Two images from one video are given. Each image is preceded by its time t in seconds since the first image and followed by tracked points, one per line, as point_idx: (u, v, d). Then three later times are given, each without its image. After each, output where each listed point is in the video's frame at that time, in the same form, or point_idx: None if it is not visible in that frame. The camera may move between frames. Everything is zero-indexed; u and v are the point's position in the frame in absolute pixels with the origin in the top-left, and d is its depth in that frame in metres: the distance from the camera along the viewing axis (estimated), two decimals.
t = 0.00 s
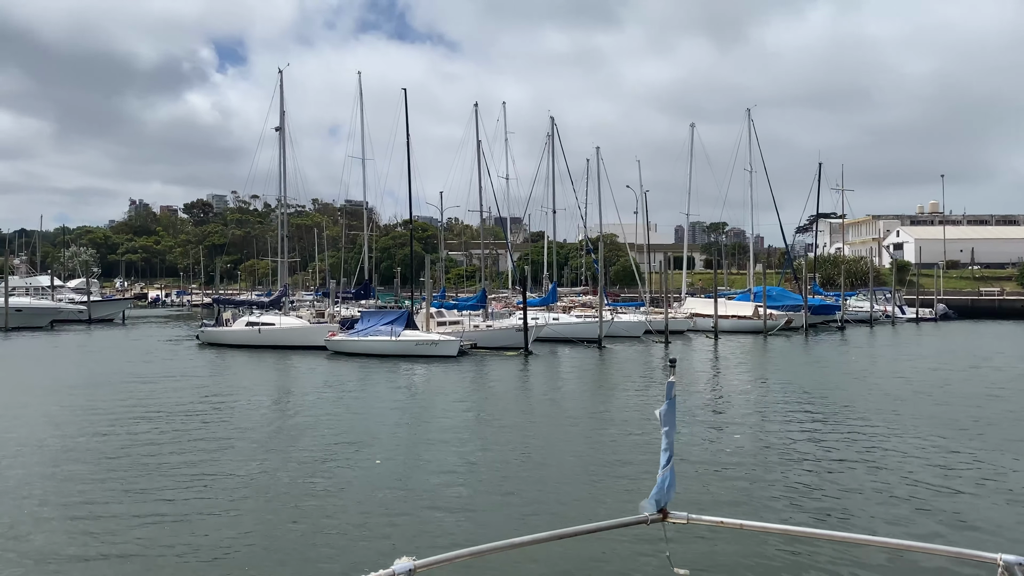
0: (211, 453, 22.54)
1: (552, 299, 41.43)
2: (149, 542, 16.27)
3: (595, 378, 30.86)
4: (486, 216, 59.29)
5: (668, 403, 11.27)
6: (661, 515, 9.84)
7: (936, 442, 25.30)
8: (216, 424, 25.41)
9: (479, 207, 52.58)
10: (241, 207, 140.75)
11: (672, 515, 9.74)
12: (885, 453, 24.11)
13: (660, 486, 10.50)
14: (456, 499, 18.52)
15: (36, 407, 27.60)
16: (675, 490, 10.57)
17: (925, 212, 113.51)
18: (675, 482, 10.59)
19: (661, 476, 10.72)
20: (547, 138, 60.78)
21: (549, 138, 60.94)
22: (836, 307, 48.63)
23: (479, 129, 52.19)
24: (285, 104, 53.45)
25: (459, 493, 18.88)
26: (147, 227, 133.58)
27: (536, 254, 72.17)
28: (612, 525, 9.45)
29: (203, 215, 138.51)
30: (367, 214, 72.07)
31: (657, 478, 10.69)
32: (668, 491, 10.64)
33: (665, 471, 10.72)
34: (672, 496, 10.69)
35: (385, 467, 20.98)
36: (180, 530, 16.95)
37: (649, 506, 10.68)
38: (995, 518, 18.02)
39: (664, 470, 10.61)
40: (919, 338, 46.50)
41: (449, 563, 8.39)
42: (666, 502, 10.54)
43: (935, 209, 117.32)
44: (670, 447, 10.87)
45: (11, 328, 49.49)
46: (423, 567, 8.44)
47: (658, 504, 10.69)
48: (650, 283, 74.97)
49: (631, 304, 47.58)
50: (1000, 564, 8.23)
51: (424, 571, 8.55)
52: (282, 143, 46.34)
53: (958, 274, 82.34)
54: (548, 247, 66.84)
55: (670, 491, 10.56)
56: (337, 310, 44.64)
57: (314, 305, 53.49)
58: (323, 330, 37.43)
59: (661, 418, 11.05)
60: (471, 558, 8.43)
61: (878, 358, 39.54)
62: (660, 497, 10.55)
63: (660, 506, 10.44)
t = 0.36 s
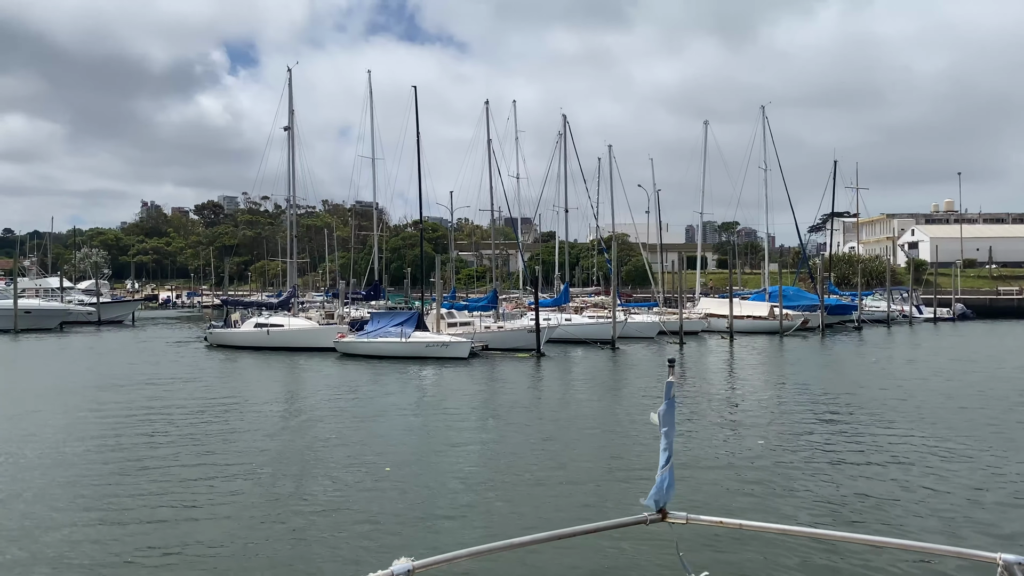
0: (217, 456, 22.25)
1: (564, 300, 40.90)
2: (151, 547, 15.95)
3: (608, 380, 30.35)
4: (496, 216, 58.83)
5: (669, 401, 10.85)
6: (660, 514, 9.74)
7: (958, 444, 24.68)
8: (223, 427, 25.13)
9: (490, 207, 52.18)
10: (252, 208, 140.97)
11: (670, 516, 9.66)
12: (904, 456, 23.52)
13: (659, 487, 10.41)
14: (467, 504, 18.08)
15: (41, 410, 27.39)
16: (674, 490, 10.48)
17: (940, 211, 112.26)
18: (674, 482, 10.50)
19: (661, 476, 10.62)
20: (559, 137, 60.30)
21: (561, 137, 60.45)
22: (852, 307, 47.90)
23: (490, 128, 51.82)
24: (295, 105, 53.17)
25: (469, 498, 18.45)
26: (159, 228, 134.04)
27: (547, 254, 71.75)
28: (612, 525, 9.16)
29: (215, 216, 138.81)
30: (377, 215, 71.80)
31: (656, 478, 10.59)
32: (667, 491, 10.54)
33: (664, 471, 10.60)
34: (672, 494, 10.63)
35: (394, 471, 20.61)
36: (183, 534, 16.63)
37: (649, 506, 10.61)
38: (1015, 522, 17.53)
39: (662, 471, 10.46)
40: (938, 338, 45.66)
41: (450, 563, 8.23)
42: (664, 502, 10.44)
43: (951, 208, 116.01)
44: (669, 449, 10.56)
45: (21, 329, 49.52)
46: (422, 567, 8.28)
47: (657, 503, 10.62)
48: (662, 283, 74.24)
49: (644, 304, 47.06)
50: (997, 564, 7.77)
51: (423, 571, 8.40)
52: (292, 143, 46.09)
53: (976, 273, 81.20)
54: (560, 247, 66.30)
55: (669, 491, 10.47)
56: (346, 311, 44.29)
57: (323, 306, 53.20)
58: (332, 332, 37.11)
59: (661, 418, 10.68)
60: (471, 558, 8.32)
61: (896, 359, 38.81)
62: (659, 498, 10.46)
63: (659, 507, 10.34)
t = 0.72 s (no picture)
0: (222, 458, 21.97)
1: (576, 300, 40.41)
2: (152, 550, 15.67)
3: (620, 381, 29.93)
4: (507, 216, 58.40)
5: (669, 402, 10.96)
6: (661, 513, 9.86)
7: (979, 446, 24.17)
8: (229, 428, 24.85)
9: (501, 207, 51.72)
10: (263, 208, 141.08)
11: (672, 515, 9.77)
12: (924, 458, 22.95)
13: (661, 487, 10.53)
14: (476, 509, 17.61)
15: (46, 412, 27.18)
16: (675, 490, 10.57)
17: (955, 210, 111.02)
18: (675, 483, 10.60)
19: (662, 476, 10.74)
20: (570, 136, 59.81)
21: (572, 136, 59.95)
22: (869, 307, 47.13)
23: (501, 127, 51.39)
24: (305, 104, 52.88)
25: (479, 503, 18.02)
26: (170, 229, 134.40)
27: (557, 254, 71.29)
28: (613, 525, 9.22)
29: (225, 217, 139.05)
30: (386, 215, 71.49)
31: (658, 478, 10.73)
32: (669, 491, 10.66)
33: (665, 472, 10.73)
34: (672, 495, 10.73)
35: (401, 474, 20.22)
36: (185, 538, 16.32)
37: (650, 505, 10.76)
38: None
39: (664, 470, 10.62)
40: (956, 338, 44.93)
41: (450, 562, 8.31)
42: (666, 502, 10.57)
43: (966, 207, 114.66)
44: (670, 448, 10.70)
45: (31, 331, 49.52)
46: (424, 568, 8.32)
47: (659, 502, 10.74)
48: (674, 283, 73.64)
49: (657, 304, 46.47)
50: (1000, 564, 7.65)
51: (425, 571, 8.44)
52: (301, 143, 45.84)
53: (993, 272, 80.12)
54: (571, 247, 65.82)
55: (670, 491, 10.57)
56: (356, 311, 43.99)
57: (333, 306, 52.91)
58: (342, 332, 36.82)
59: (662, 419, 10.77)
60: (472, 558, 8.39)
61: (914, 359, 38.18)
62: (661, 497, 10.60)
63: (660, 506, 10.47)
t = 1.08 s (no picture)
0: (227, 460, 21.69)
1: (587, 301, 39.95)
2: (152, 553, 15.45)
3: (632, 383, 29.56)
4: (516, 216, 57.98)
5: (671, 401, 10.82)
6: (662, 515, 9.78)
7: (994, 446, 23.83)
8: (237, 430, 24.64)
9: (510, 206, 51.35)
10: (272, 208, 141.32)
11: (672, 515, 9.72)
12: (942, 460, 22.46)
13: (661, 486, 10.44)
14: (484, 513, 17.22)
15: (49, 414, 26.96)
16: (675, 490, 10.48)
17: (969, 209, 109.78)
18: (676, 483, 10.51)
19: (663, 477, 10.63)
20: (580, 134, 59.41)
21: (582, 135, 59.52)
22: (883, 307, 46.51)
23: (510, 125, 51.01)
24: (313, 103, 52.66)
25: (488, 506, 17.62)
26: (179, 230, 134.66)
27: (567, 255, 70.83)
28: (614, 525, 9.15)
29: (235, 217, 139.22)
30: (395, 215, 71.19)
31: (658, 478, 10.62)
32: (669, 491, 10.56)
33: (666, 471, 10.64)
34: (674, 494, 10.65)
35: (408, 476, 19.93)
36: (185, 543, 15.97)
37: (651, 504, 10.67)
38: None
39: (664, 470, 10.51)
40: (973, 339, 44.26)
41: (450, 563, 8.29)
42: (667, 503, 10.49)
43: (980, 206, 113.37)
44: (670, 448, 10.58)
45: (39, 331, 49.48)
46: (424, 567, 8.30)
47: (660, 502, 10.65)
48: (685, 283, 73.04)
49: (668, 305, 45.96)
50: (1000, 563, 7.65)
51: (426, 571, 8.41)
52: (309, 143, 45.63)
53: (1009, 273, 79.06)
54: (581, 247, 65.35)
55: (671, 491, 10.48)
56: (364, 312, 43.72)
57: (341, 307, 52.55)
58: (350, 333, 36.55)
59: (663, 419, 10.65)
60: (473, 559, 8.32)
61: (931, 360, 37.58)
62: (661, 498, 10.51)
63: (660, 507, 10.39)
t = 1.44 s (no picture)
0: (233, 464, 21.27)
1: (598, 301, 39.45)
2: (158, 554, 15.30)
3: (644, 386, 29.08)
4: (526, 216, 57.50)
5: (670, 402, 11.04)
6: (662, 514, 9.94)
7: (1014, 449, 23.33)
8: (246, 431, 24.44)
9: (521, 205, 50.88)
10: (281, 208, 141.55)
11: (671, 515, 9.85)
12: (966, 464, 21.79)
13: (661, 486, 10.59)
14: (494, 517, 16.81)
15: (55, 415, 26.82)
16: (675, 489, 10.60)
17: (984, 209, 108.46)
18: (676, 482, 10.63)
19: (663, 476, 10.75)
20: (590, 133, 58.91)
21: (592, 134, 59.02)
22: (900, 309, 45.77)
23: (520, 124, 50.56)
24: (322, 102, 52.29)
25: (499, 511, 17.10)
26: (189, 230, 134.95)
27: (578, 255, 70.29)
28: (615, 525, 9.24)
29: (244, 217, 139.38)
30: (403, 215, 70.86)
31: (659, 478, 10.76)
32: (670, 491, 10.68)
33: (667, 472, 10.75)
34: (674, 494, 10.78)
35: (419, 477, 19.66)
36: (186, 549, 15.52)
37: (654, 502, 10.80)
38: None
39: (664, 470, 10.68)
40: (991, 341, 43.47)
41: (451, 563, 8.21)
42: (668, 502, 10.61)
43: (994, 206, 111.97)
44: (669, 447, 10.74)
45: (48, 331, 49.40)
46: (424, 568, 8.19)
47: (660, 502, 10.79)
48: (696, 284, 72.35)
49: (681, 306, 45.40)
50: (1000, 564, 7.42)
51: (427, 572, 8.32)
52: (316, 142, 45.37)
53: None
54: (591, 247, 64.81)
55: (671, 490, 10.61)
56: (372, 312, 43.35)
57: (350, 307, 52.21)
58: (358, 334, 36.20)
59: (662, 419, 10.85)
60: (473, 558, 8.30)
61: (949, 362, 36.89)
62: (662, 497, 10.65)
63: (662, 506, 10.55)
